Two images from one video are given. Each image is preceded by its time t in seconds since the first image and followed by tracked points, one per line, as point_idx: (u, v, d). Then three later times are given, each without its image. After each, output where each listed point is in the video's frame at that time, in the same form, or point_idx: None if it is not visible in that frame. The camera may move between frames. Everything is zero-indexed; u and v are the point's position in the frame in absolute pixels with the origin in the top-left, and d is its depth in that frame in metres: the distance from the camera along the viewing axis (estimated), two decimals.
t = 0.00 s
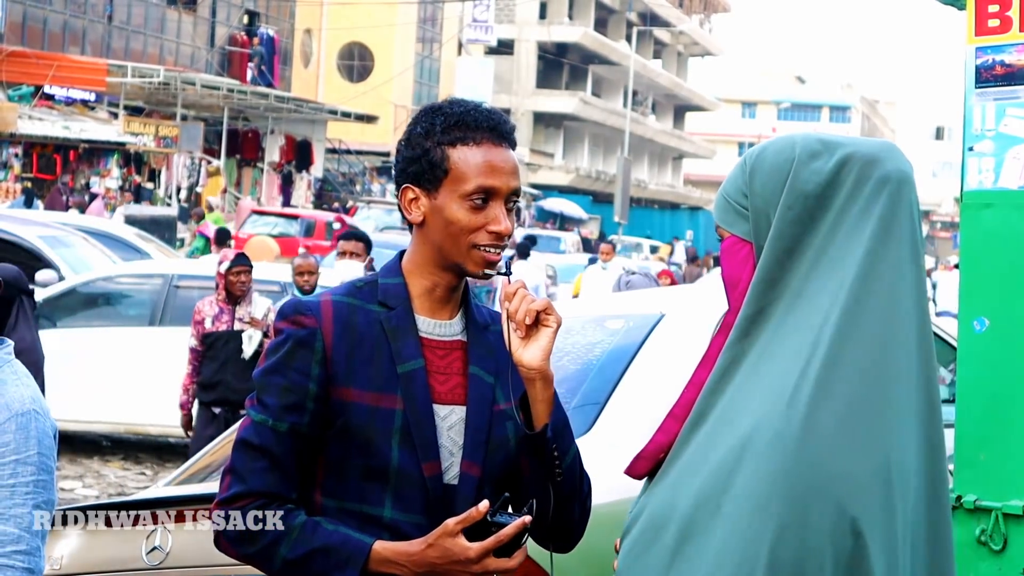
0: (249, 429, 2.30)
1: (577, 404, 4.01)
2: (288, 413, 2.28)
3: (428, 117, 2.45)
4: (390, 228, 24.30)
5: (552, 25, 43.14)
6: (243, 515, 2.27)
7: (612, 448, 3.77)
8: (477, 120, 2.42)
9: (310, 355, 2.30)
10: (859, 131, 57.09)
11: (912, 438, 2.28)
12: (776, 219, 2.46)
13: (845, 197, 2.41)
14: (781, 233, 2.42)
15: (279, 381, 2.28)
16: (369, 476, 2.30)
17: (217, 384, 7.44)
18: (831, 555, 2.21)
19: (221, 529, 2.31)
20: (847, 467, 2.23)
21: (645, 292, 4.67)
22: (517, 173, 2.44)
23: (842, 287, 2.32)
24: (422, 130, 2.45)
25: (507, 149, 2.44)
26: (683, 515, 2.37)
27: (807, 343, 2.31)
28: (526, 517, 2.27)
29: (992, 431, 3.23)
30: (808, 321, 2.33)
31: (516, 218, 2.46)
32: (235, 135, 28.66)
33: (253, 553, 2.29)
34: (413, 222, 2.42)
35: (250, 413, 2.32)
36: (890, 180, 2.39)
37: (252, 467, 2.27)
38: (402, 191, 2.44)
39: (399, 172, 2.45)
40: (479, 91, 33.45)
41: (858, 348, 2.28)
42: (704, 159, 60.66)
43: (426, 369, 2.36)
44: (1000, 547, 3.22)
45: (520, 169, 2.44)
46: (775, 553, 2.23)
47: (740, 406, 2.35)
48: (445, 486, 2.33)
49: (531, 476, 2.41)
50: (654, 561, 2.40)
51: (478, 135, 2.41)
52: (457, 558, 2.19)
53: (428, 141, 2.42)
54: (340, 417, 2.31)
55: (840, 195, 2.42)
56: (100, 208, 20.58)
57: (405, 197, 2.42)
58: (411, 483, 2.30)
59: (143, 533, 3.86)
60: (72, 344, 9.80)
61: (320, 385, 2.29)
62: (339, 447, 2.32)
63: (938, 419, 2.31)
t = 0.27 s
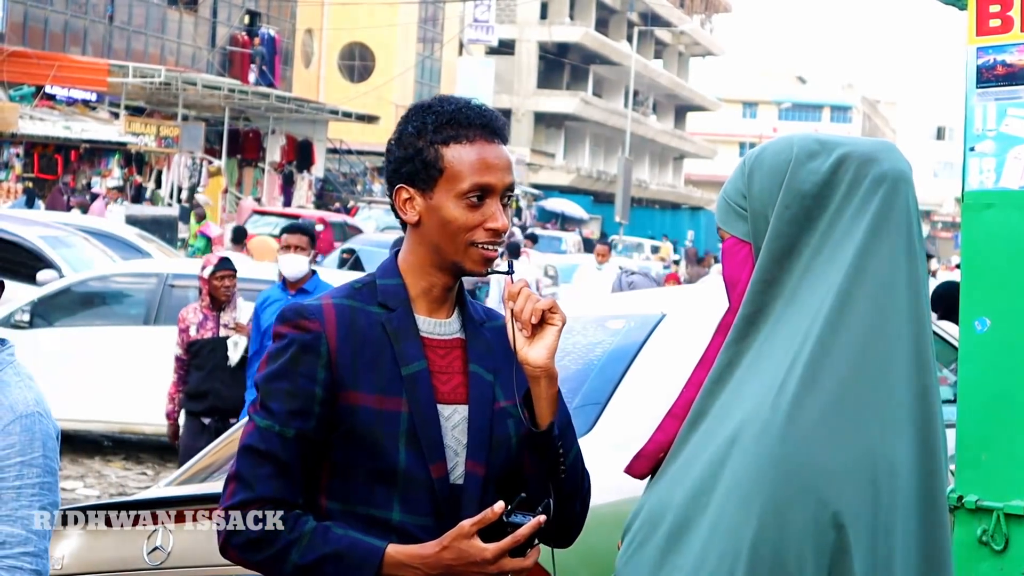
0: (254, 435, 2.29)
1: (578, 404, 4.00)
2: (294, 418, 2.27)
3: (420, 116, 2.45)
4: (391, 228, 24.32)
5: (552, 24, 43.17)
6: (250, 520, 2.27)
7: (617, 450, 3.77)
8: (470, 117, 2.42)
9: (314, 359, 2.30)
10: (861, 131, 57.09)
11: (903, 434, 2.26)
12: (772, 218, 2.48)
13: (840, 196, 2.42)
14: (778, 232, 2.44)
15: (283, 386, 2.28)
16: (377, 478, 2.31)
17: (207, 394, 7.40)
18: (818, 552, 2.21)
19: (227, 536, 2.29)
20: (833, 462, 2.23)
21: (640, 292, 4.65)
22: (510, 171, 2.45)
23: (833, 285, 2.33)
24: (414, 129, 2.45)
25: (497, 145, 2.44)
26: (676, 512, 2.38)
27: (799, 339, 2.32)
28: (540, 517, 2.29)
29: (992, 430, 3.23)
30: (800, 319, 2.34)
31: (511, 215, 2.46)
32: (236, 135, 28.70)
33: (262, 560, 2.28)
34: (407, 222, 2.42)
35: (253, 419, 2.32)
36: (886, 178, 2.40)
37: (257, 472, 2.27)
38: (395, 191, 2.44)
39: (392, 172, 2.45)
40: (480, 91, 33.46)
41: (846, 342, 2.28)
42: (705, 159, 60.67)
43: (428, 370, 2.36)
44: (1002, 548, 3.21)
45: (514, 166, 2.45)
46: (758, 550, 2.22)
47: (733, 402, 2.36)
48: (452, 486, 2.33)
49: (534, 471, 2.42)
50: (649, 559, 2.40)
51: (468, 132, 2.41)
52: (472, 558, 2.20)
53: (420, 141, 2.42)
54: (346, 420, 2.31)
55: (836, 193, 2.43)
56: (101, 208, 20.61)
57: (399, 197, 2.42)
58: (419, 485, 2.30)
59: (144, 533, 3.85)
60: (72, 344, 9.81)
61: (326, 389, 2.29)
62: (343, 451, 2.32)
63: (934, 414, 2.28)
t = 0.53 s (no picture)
0: (250, 433, 2.29)
1: (578, 404, 3.99)
2: (291, 416, 2.27)
3: (419, 117, 2.45)
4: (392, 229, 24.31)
5: (553, 24, 43.15)
6: (248, 518, 2.27)
7: (615, 451, 3.76)
8: (470, 119, 2.43)
9: (311, 358, 2.29)
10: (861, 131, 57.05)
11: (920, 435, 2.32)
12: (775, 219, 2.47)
13: (842, 197, 2.42)
14: (784, 234, 2.42)
15: (280, 385, 2.28)
16: (376, 479, 2.31)
17: (189, 390, 7.27)
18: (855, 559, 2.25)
19: (226, 533, 2.30)
20: (865, 471, 2.26)
21: (643, 293, 4.65)
22: (511, 172, 2.44)
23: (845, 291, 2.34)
24: (413, 130, 2.45)
25: (498, 147, 2.44)
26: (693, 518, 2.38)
27: (810, 347, 2.32)
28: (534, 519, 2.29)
29: (990, 424, 3.24)
30: (813, 325, 2.34)
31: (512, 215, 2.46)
32: (237, 136, 28.71)
33: (259, 558, 2.28)
34: (408, 223, 2.42)
35: (251, 416, 2.32)
36: (884, 182, 2.41)
37: (255, 471, 2.27)
38: (396, 191, 2.44)
39: (393, 173, 2.45)
40: (480, 91, 33.45)
41: (866, 346, 2.30)
42: (706, 159, 60.65)
43: (427, 369, 2.36)
44: (1002, 548, 3.20)
45: (515, 168, 2.44)
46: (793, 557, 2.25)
47: (750, 410, 2.35)
48: (449, 485, 2.33)
49: (534, 471, 2.42)
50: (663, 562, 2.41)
51: (469, 133, 2.41)
52: (464, 558, 2.20)
53: (420, 142, 2.42)
54: (344, 419, 2.31)
55: (840, 195, 2.42)
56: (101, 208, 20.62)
57: (399, 198, 2.42)
58: (417, 485, 2.30)
59: (146, 533, 3.85)
60: (72, 344, 9.79)
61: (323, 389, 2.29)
62: (342, 450, 2.32)
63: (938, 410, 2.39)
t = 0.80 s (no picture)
0: (248, 431, 2.29)
1: (578, 404, 3.99)
2: (288, 414, 2.27)
3: (423, 117, 2.45)
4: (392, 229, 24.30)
5: (553, 24, 43.13)
6: (245, 517, 2.27)
7: (614, 451, 3.76)
8: (473, 118, 2.42)
9: (308, 356, 2.29)
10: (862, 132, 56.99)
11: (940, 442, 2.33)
12: (788, 216, 2.45)
13: (861, 202, 2.41)
14: (799, 234, 2.41)
15: (278, 383, 2.28)
16: (372, 477, 2.30)
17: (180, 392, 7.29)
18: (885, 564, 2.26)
19: (221, 532, 2.30)
20: (890, 471, 2.27)
21: (643, 293, 4.64)
22: (513, 172, 2.44)
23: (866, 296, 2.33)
24: (417, 128, 2.45)
25: (499, 145, 2.44)
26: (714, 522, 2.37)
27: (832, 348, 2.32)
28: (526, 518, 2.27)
29: (992, 425, 3.23)
30: (833, 328, 2.33)
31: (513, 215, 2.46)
32: (237, 136, 28.70)
33: (255, 556, 2.29)
34: (409, 222, 2.42)
35: (249, 415, 2.32)
36: (903, 194, 2.40)
37: (253, 469, 2.27)
38: (397, 190, 2.44)
39: (395, 172, 2.45)
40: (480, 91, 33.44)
41: (890, 351, 2.30)
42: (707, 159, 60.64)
43: (426, 368, 2.35)
44: (1003, 548, 3.19)
45: (516, 168, 2.44)
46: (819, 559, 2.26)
47: (766, 408, 2.34)
48: (447, 484, 2.33)
49: (533, 474, 2.41)
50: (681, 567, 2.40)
51: (471, 132, 2.41)
52: (457, 556, 2.19)
53: (423, 140, 2.42)
54: (340, 419, 2.30)
55: (858, 198, 2.42)
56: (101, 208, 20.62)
57: (401, 197, 2.42)
58: (412, 484, 2.30)
59: (146, 533, 3.85)
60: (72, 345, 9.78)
61: (319, 387, 2.29)
62: (339, 449, 2.32)
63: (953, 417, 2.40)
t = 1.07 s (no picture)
0: (250, 432, 2.29)
1: (578, 403, 3.98)
2: (289, 414, 2.27)
3: (426, 116, 2.45)
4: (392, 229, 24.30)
5: (553, 24, 43.10)
6: (245, 517, 2.27)
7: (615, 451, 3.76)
8: (476, 117, 2.43)
9: (309, 356, 2.30)
10: (863, 132, 56.93)
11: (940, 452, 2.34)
12: (790, 214, 2.47)
13: (867, 209, 2.43)
14: (803, 236, 2.43)
15: (279, 383, 2.28)
16: (372, 478, 2.31)
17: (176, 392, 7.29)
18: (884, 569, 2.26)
19: (222, 532, 2.30)
20: (891, 466, 2.26)
21: (644, 293, 4.64)
22: (516, 172, 2.44)
23: (867, 299, 2.35)
24: (420, 129, 2.45)
25: (503, 145, 2.43)
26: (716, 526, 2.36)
27: (833, 353, 2.33)
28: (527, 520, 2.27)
29: (990, 419, 3.48)
30: (836, 331, 2.35)
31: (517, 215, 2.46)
32: (237, 136, 28.69)
33: (255, 557, 2.29)
34: (413, 222, 2.42)
35: (250, 415, 2.32)
36: (912, 205, 2.42)
37: (254, 470, 2.27)
38: (402, 191, 2.44)
39: (399, 173, 2.46)
40: (480, 91, 33.42)
41: (891, 357, 2.32)
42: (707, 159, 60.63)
43: (427, 370, 2.36)
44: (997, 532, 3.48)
45: (520, 168, 2.44)
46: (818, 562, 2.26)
47: (769, 409, 2.36)
48: (447, 486, 2.33)
49: (537, 479, 2.41)
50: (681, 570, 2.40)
51: (473, 132, 2.41)
52: (456, 559, 2.19)
53: (426, 141, 2.42)
54: (340, 419, 2.31)
55: (863, 206, 2.44)
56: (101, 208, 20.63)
57: (405, 198, 2.43)
58: (412, 485, 2.30)
59: (146, 533, 3.85)
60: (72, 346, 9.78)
61: (320, 387, 2.29)
62: (339, 449, 2.32)
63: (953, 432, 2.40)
